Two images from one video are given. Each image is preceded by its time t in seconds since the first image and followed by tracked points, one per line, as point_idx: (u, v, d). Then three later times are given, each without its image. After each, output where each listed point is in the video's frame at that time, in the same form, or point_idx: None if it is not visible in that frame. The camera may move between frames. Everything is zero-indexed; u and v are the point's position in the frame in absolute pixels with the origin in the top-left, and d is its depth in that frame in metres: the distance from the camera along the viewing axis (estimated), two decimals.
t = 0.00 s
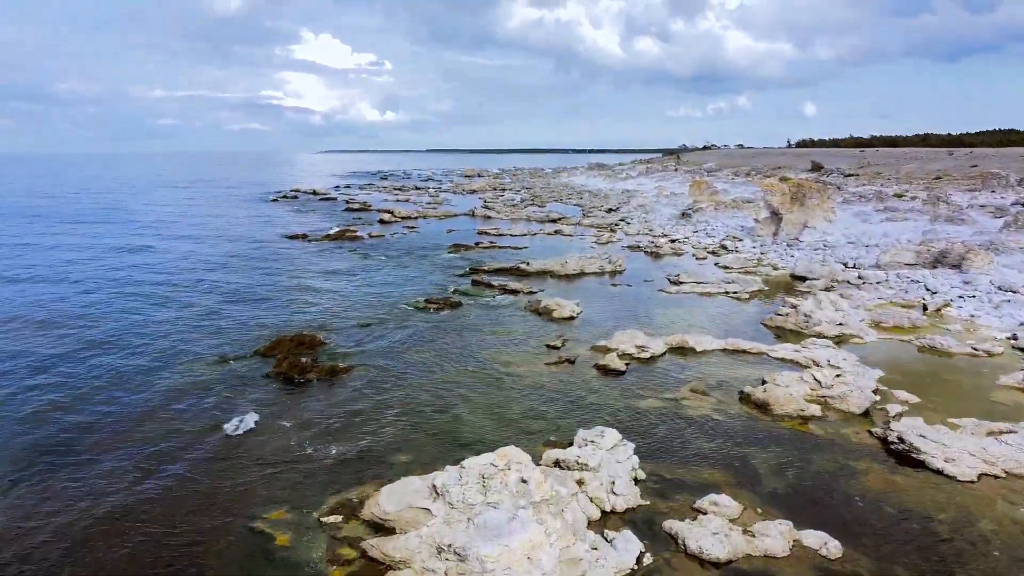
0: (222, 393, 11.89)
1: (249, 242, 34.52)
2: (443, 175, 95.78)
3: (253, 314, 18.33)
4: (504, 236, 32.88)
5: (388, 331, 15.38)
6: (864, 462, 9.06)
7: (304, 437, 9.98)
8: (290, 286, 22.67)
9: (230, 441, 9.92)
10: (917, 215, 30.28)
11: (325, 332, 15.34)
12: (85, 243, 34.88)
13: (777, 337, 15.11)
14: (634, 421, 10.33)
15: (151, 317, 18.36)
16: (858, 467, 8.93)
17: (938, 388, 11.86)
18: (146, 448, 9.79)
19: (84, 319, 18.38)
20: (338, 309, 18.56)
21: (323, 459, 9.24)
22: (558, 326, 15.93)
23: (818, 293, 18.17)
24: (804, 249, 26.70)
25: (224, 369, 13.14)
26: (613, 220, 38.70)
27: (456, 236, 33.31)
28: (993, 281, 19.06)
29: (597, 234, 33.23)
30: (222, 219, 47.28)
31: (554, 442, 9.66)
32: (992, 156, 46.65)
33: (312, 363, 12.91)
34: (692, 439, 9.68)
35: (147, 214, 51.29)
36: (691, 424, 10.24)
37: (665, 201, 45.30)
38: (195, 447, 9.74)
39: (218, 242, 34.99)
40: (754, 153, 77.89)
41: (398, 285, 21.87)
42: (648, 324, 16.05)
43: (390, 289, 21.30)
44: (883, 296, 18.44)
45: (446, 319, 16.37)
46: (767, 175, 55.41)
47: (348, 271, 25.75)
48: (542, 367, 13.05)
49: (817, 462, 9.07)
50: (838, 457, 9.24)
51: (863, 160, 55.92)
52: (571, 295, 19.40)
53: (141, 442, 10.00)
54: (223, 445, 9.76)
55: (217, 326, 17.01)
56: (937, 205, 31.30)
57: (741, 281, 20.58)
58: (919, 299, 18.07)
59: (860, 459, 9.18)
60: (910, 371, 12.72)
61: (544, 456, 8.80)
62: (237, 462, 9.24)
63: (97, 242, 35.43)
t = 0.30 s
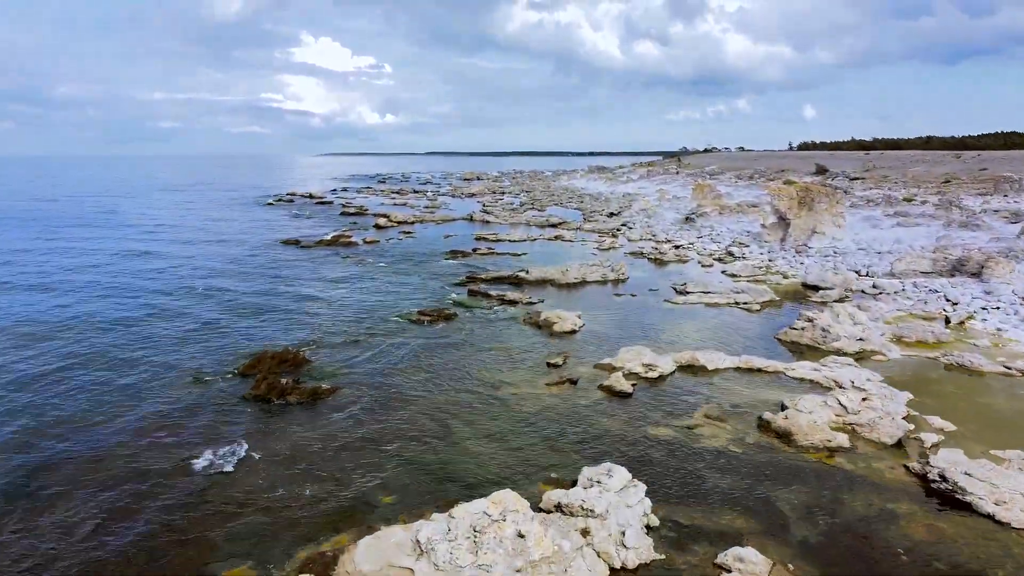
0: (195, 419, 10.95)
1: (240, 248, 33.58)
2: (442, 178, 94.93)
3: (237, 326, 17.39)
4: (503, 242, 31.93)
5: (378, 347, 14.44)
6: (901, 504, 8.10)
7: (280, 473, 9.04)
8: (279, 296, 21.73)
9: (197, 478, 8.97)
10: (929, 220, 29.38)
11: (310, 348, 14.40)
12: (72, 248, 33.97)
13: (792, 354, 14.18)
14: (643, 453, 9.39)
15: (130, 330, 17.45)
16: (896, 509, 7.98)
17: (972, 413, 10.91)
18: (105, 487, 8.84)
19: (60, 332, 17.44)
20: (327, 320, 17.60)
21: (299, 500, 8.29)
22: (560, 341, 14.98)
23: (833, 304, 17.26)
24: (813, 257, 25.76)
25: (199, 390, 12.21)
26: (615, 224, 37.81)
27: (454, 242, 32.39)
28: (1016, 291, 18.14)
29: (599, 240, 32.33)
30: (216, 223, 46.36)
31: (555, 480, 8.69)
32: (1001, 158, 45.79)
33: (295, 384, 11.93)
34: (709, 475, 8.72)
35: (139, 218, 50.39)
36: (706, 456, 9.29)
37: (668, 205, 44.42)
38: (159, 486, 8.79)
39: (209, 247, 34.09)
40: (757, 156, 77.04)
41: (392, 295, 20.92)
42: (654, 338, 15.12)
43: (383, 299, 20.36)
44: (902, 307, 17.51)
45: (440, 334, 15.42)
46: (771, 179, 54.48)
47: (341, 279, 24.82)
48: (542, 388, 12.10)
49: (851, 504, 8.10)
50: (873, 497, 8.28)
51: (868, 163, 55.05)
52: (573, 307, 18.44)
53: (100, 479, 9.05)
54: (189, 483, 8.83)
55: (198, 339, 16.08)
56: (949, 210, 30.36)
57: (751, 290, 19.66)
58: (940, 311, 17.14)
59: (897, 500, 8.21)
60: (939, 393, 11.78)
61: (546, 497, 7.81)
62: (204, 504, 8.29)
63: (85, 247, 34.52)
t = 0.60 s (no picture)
0: (160, 450, 9.93)
1: (232, 255, 32.64)
2: (441, 182, 93.88)
3: (218, 340, 16.40)
4: (502, 249, 30.94)
5: (365, 366, 13.40)
6: (955, 563, 7.04)
7: (245, 522, 7.98)
8: (266, 307, 20.74)
9: (151, 528, 7.91)
10: (943, 226, 28.35)
11: (293, 369, 13.38)
12: (59, 255, 33.05)
13: (812, 375, 13.12)
14: (657, 498, 8.31)
15: (105, 345, 16.40)
16: (949, 571, 6.92)
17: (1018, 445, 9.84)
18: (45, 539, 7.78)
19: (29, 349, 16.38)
20: (314, 334, 16.60)
21: (263, 559, 7.23)
22: (561, 360, 13.94)
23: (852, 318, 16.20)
24: (825, 265, 24.76)
25: (167, 417, 11.16)
26: (617, 230, 36.77)
27: (451, 249, 31.35)
28: None
29: (601, 246, 31.29)
30: (209, 228, 45.43)
31: (557, 531, 7.63)
32: (1012, 162, 44.79)
33: (270, 411, 10.85)
34: (732, 526, 7.66)
35: (131, 223, 49.45)
36: (727, 501, 8.23)
37: (671, 210, 43.41)
38: (106, 539, 7.72)
39: (199, 254, 33.16)
40: (761, 159, 76.05)
41: (384, 306, 19.92)
42: (662, 357, 14.05)
43: (374, 310, 19.35)
44: (925, 321, 16.45)
45: (433, 351, 14.39)
46: (776, 183, 53.52)
47: (333, 288, 23.84)
48: (543, 415, 11.04)
49: (898, 563, 7.02)
50: (921, 554, 7.21)
51: (875, 166, 54.05)
52: (575, 321, 17.41)
53: (41, 529, 7.99)
54: (141, 536, 7.75)
55: (176, 356, 15.08)
56: (964, 215, 29.33)
57: (762, 301, 18.60)
58: (966, 325, 16.08)
59: (949, 557, 7.15)
60: (979, 421, 10.70)
61: (548, 555, 6.75)
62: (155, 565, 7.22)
63: (72, 254, 33.56)
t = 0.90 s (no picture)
0: (120, 487, 8.93)
1: (222, 262, 31.66)
2: (440, 186, 92.96)
3: (198, 356, 15.42)
4: (500, 255, 29.95)
5: (352, 386, 12.41)
6: None
7: None
8: (253, 318, 19.75)
9: None
10: (958, 232, 27.41)
11: (274, 390, 12.40)
12: (44, 262, 32.05)
13: (835, 398, 12.12)
14: (676, 554, 7.30)
15: (79, 361, 15.38)
16: None
17: None
18: None
19: None
20: (300, 349, 15.61)
21: None
22: (563, 380, 12.95)
23: (873, 334, 15.23)
24: (837, 273, 23.77)
25: (133, 446, 10.15)
26: (619, 235, 35.82)
27: (448, 256, 30.38)
28: None
29: (603, 253, 30.36)
30: (202, 233, 44.46)
31: None
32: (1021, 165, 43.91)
33: (243, 441, 9.82)
34: None
35: (123, 228, 48.47)
36: (756, 556, 7.24)
37: (674, 215, 42.49)
38: None
39: (188, 261, 32.19)
40: (763, 162, 75.16)
41: (376, 318, 18.91)
42: (672, 379, 13.06)
43: (366, 322, 18.36)
44: (951, 335, 15.46)
45: (426, 370, 13.40)
46: (780, 187, 52.55)
47: (324, 298, 22.86)
48: (545, 445, 10.05)
49: None
50: None
51: (880, 170, 53.17)
52: (577, 335, 16.41)
53: None
54: None
55: (151, 374, 14.11)
56: (978, 220, 28.39)
57: (774, 312, 17.62)
58: (993, 340, 15.11)
59: None
60: None
61: None
62: None
63: (58, 261, 32.53)
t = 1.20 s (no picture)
0: (64, 536, 7.86)
1: (211, 268, 30.59)
2: (438, 189, 91.97)
3: (174, 374, 14.36)
4: (499, 263, 28.88)
5: (336, 414, 11.35)
6: None
7: None
8: (237, 330, 18.69)
9: None
10: (975, 239, 26.38)
11: (251, 418, 11.34)
12: (27, 269, 30.99)
13: (865, 427, 11.06)
14: None
15: (45, 380, 14.30)
16: None
17: None
18: None
19: None
20: (284, 367, 14.55)
21: None
22: (566, 405, 11.87)
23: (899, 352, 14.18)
24: (851, 282, 22.72)
25: (86, 483, 9.08)
26: (622, 241, 34.79)
27: (445, 263, 29.35)
28: None
29: (606, 260, 29.33)
30: (193, 238, 43.37)
31: None
32: None
33: (204, 482, 8.76)
34: None
35: (114, 232, 47.45)
36: None
37: (677, 220, 41.48)
38: None
39: (176, 267, 31.12)
40: (765, 166, 74.13)
41: (367, 332, 17.84)
42: (683, 403, 12.02)
43: (356, 337, 17.30)
44: (981, 352, 14.40)
45: (417, 394, 12.33)
46: (784, 191, 51.52)
47: (314, 309, 21.79)
48: (547, 484, 8.96)
49: None
50: None
51: (887, 174, 52.19)
52: (580, 352, 15.31)
53: None
54: None
55: (120, 395, 13.04)
56: (995, 226, 27.37)
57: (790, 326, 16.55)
58: None
59: None
60: None
61: None
62: None
63: (42, 268, 31.47)
